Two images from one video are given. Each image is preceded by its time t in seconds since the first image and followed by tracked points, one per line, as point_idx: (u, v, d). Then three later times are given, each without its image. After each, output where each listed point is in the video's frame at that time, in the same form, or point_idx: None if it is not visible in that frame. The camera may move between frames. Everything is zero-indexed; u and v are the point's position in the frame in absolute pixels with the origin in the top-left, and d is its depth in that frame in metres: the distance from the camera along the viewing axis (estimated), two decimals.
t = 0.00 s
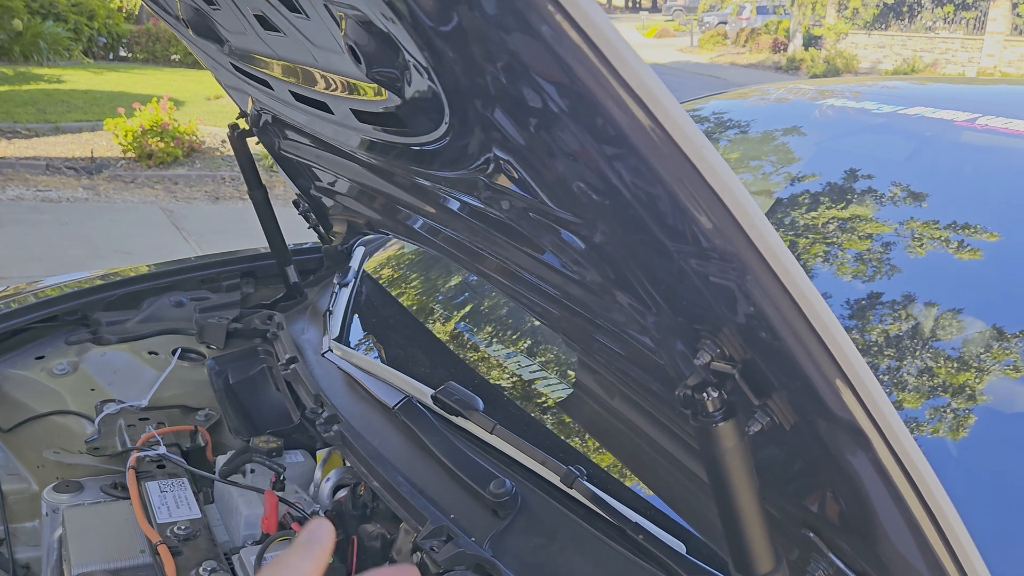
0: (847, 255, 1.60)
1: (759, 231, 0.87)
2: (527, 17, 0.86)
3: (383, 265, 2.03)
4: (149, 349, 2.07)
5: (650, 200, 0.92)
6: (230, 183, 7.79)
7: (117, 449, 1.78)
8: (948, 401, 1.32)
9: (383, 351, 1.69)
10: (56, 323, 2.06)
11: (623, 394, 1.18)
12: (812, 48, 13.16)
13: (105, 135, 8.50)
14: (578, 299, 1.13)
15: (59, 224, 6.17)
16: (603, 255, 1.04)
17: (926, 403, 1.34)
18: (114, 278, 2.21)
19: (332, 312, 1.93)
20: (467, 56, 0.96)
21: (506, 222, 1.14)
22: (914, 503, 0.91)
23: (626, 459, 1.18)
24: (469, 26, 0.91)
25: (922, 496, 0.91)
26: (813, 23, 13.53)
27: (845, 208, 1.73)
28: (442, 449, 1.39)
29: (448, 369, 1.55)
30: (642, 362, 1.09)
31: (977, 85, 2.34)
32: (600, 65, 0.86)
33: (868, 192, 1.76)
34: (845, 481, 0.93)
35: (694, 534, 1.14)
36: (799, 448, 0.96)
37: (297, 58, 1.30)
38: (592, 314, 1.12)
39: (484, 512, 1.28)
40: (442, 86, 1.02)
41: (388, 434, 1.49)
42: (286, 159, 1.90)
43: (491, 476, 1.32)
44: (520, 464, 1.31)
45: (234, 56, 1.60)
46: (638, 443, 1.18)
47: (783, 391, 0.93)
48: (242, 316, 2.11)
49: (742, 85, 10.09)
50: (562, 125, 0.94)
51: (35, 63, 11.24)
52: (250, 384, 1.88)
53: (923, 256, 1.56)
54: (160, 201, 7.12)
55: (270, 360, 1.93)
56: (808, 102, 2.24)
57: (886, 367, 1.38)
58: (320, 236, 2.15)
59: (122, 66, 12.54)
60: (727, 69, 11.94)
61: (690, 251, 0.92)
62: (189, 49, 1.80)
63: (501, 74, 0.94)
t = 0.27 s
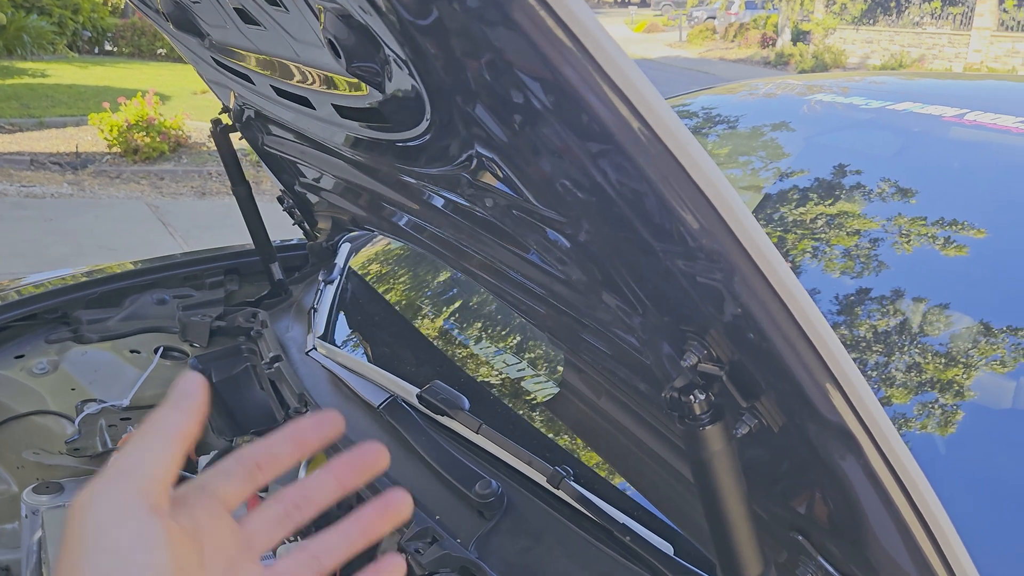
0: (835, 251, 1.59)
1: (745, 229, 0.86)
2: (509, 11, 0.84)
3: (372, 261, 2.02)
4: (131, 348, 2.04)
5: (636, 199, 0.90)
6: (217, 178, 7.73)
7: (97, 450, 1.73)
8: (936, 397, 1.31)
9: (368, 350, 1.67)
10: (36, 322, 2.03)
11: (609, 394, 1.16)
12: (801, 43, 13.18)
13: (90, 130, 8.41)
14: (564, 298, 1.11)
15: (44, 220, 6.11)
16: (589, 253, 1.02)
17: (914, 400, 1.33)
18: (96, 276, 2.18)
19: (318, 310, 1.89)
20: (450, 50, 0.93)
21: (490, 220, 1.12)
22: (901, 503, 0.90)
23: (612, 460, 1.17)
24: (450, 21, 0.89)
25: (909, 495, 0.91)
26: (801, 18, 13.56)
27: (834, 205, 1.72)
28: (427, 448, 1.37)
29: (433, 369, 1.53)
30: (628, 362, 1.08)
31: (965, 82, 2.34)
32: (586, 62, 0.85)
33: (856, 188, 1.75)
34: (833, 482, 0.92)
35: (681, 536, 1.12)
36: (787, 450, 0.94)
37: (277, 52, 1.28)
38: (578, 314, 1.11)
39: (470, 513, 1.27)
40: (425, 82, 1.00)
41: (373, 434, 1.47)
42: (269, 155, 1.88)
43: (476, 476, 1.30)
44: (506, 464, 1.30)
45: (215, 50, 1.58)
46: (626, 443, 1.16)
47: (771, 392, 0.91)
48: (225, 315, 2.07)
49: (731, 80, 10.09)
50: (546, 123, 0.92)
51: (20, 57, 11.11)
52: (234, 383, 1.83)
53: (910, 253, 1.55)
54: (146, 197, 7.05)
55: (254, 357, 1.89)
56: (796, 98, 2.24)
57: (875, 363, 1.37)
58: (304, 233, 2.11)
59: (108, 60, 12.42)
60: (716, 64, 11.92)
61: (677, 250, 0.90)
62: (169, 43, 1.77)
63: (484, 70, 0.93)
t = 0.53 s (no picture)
0: (823, 247, 1.57)
1: (731, 227, 0.86)
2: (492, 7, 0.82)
3: (360, 256, 1.97)
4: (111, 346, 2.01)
5: (622, 198, 0.89)
6: (204, 173, 7.65)
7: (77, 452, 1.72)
8: (925, 393, 1.30)
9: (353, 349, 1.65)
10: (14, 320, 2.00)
11: (596, 394, 1.15)
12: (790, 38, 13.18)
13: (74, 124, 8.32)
14: (549, 297, 1.09)
15: (27, 215, 6.03)
16: (575, 251, 1.00)
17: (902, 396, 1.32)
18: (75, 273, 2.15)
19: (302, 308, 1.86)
20: (434, 44, 0.91)
21: (474, 218, 1.10)
22: (889, 504, 0.90)
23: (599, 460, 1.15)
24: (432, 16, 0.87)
25: (896, 494, 0.90)
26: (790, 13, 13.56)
27: (823, 200, 1.70)
28: (411, 449, 1.35)
29: (419, 369, 1.51)
30: (614, 362, 1.06)
31: (955, 76, 2.33)
32: (571, 58, 0.83)
33: (845, 183, 1.73)
34: (820, 484, 0.91)
35: (668, 537, 1.11)
36: (775, 453, 0.93)
37: (256, 45, 1.25)
38: (564, 313, 1.09)
39: (455, 514, 1.25)
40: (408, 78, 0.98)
41: (357, 435, 1.44)
42: (251, 150, 1.84)
43: (462, 477, 1.28)
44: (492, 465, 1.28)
45: (194, 43, 1.54)
46: (612, 443, 1.16)
47: (759, 395, 0.90)
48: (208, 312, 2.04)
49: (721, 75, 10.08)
50: (530, 121, 0.91)
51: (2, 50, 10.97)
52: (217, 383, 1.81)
53: (897, 250, 1.53)
54: (132, 192, 6.98)
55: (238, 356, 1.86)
56: (786, 92, 2.22)
57: (863, 359, 1.36)
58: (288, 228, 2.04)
59: (93, 54, 12.28)
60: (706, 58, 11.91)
61: (663, 250, 0.89)
62: (149, 36, 1.73)
63: (468, 67, 0.91)
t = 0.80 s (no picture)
0: (811, 244, 1.55)
1: (717, 223, 0.86)
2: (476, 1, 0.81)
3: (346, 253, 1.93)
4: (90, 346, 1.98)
5: (608, 196, 0.87)
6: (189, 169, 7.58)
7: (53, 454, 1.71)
8: (913, 390, 1.29)
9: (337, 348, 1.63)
10: None
11: (581, 394, 1.13)
12: (779, 33, 13.18)
13: (58, 119, 8.22)
14: (534, 296, 1.07)
15: (10, 212, 5.95)
16: (560, 250, 0.98)
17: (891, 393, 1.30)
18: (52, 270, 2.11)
19: (286, 305, 1.83)
20: (418, 39, 0.90)
21: (457, 216, 1.08)
22: (877, 504, 0.89)
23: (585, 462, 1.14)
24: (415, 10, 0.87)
25: (884, 494, 0.89)
26: (779, 9, 13.57)
27: (812, 196, 1.67)
28: (394, 449, 1.33)
29: (403, 368, 1.49)
30: (600, 362, 1.04)
31: (942, 71, 2.32)
32: (559, 57, 0.84)
33: (834, 179, 1.71)
34: (808, 486, 0.90)
35: (655, 539, 1.09)
36: (762, 456, 0.92)
37: (233, 38, 1.22)
38: (549, 313, 1.07)
39: (439, 517, 1.23)
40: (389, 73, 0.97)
41: (340, 435, 1.43)
42: (232, 145, 1.81)
43: (446, 479, 1.26)
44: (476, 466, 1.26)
45: (172, 35, 1.51)
46: (597, 443, 1.14)
47: (747, 398, 0.89)
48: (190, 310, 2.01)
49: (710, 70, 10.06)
50: (515, 119, 0.89)
51: None
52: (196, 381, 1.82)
53: (886, 246, 1.51)
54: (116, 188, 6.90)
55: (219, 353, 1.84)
56: (774, 87, 2.20)
57: (852, 355, 1.34)
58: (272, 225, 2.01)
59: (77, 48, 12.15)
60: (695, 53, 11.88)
61: (649, 249, 0.88)
62: (127, 29, 1.70)
63: (452, 62, 0.90)
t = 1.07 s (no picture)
0: (805, 241, 1.54)
1: (712, 222, 0.84)
2: None
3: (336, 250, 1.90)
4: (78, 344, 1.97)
5: (602, 194, 0.86)
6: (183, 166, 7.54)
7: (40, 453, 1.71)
8: (907, 387, 1.28)
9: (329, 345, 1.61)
10: None
11: (574, 393, 1.12)
12: (774, 31, 13.18)
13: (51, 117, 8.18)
14: (527, 295, 1.06)
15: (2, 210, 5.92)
16: (553, 249, 0.97)
17: (884, 391, 1.30)
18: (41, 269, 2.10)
19: (277, 304, 1.81)
20: (411, 36, 0.89)
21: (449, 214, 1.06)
22: (872, 503, 0.88)
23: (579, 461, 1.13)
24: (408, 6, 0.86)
25: (880, 494, 0.88)
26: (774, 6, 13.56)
27: (805, 194, 1.67)
28: (386, 448, 1.32)
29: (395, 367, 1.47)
30: (594, 361, 1.04)
31: (935, 68, 2.32)
32: (552, 53, 0.82)
33: (828, 177, 1.70)
34: (803, 486, 0.89)
35: (650, 540, 1.08)
36: (757, 457, 0.91)
37: (221, 32, 1.20)
38: (542, 312, 1.06)
39: (431, 517, 1.22)
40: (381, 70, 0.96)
41: (331, 434, 1.41)
42: (224, 142, 1.78)
43: (438, 478, 1.25)
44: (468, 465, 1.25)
45: (161, 30, 1.49)
46: (589, 442, 1.14)
47: (741, 398, 0.88)
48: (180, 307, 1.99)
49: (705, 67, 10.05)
50: (508, 117, 0.88)
51: None
52: (187, 380, 1.83)
53: (880, 244, 1.50)
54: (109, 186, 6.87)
55: (209, 353, 1.84)
56: (769, 85, 2.20)
57: (846, 353, 1.33)
58: (263, 222, 1.98)
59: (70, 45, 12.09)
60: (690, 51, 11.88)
61: (642, 247, 0.87)
62: (117, 25, 1.68)
63: (445, 60, 0.89)
